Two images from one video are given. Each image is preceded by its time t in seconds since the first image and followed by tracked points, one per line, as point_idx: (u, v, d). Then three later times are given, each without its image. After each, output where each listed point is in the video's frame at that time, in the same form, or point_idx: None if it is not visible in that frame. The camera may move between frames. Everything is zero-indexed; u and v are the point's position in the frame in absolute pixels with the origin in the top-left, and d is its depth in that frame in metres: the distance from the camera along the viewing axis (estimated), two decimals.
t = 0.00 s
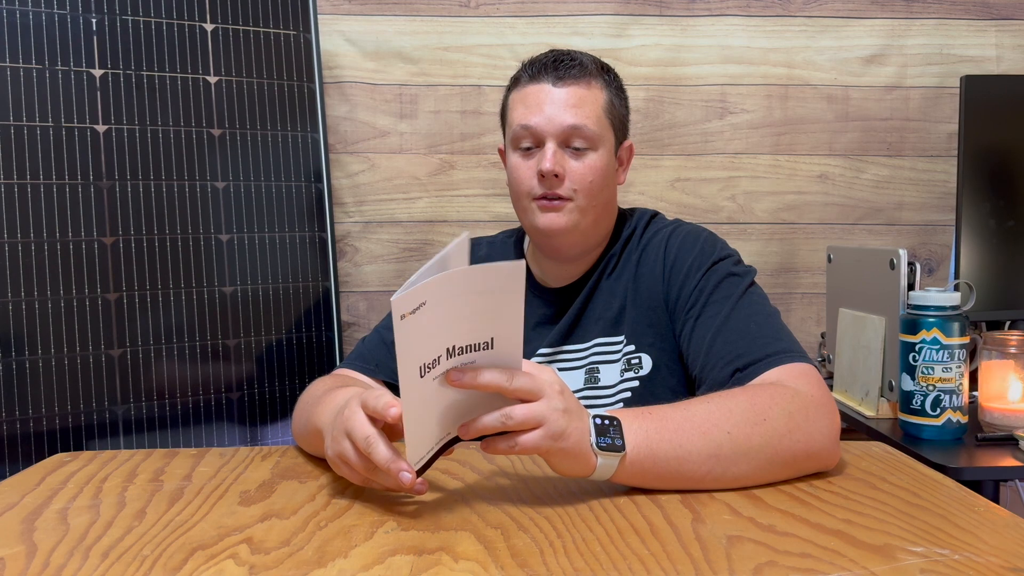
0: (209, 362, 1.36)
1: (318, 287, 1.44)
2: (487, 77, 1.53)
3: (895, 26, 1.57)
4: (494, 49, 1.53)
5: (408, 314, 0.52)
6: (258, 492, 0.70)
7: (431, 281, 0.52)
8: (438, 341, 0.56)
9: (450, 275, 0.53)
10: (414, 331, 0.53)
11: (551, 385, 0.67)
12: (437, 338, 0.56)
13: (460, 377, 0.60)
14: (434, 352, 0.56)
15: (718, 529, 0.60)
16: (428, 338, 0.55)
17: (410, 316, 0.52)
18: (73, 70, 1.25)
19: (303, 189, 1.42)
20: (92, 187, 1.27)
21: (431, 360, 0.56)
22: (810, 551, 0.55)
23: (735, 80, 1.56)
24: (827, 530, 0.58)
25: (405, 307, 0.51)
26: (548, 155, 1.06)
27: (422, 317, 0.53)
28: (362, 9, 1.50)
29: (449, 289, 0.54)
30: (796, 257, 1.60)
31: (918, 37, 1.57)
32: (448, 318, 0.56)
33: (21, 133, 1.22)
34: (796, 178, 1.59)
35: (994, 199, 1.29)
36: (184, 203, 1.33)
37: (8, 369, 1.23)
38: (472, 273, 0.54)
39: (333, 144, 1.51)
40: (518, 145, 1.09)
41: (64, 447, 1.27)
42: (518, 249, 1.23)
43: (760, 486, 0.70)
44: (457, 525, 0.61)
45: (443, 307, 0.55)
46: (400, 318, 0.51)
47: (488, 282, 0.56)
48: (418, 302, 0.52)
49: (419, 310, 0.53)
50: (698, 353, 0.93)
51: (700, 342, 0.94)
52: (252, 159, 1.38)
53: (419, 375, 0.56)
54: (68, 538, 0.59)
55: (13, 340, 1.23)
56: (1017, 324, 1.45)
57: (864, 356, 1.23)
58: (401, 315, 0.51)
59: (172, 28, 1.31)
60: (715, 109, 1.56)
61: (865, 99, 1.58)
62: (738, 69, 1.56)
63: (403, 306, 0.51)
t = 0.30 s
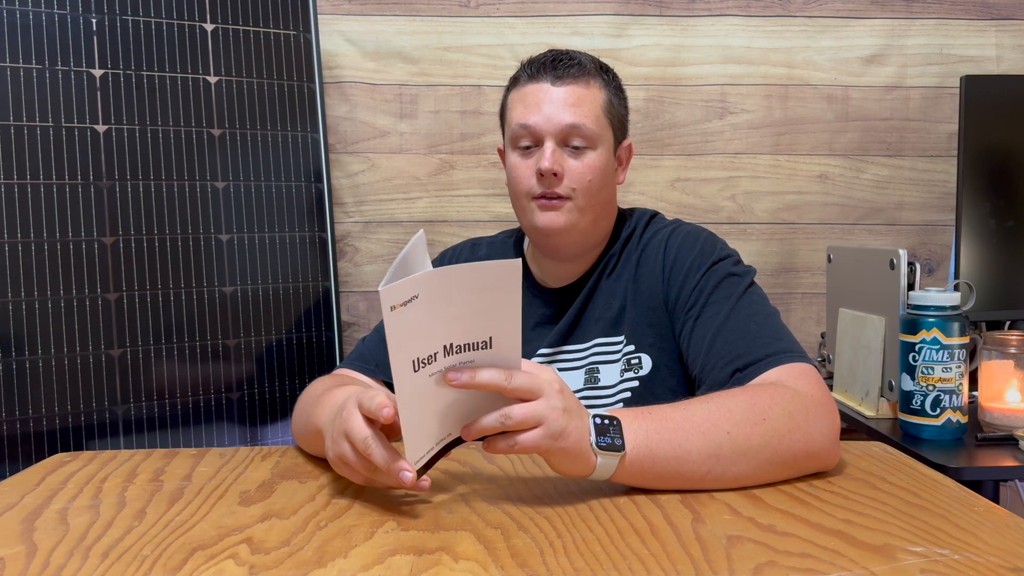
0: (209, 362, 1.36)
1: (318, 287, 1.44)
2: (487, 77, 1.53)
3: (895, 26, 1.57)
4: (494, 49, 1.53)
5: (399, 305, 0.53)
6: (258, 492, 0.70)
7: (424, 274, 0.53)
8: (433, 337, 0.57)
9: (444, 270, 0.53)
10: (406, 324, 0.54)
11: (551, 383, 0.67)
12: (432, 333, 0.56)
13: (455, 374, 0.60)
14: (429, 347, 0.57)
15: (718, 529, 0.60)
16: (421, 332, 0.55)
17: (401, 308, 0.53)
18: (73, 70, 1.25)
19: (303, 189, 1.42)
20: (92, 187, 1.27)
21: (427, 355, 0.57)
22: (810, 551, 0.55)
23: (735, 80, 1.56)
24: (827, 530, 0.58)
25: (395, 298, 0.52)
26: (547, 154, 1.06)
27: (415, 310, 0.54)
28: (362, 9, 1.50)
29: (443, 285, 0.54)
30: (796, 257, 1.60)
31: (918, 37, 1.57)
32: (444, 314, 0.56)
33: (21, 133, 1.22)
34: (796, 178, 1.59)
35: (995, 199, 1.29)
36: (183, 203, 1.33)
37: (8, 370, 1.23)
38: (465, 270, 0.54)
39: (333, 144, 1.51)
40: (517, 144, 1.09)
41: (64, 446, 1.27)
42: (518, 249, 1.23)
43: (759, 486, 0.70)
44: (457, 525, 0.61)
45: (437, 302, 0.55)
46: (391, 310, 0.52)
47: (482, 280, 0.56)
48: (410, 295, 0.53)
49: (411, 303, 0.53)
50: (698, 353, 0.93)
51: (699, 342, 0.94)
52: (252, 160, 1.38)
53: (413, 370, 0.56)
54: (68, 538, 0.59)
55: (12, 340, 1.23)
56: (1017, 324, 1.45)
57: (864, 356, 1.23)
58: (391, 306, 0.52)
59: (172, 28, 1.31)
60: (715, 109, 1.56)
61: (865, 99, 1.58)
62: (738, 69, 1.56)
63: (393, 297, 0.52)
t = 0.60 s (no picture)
0: (209, 362, 1.36)
1: (318, 287, 1.44)
2: (487, 77, 1.53)
3: (895, 26, 1.57)
4: (494, 49, 1.53)
5: (388, 317, 0.53)
6: (258, 492, 0.70)
7: (411, 286, 0.52)
8: (428, 345, 0.56)
9: (431, 283, 0.52)
10: (397, 335, 0.54)
11: (565, 385, 0.67)
12: (426, 343, 0.56)
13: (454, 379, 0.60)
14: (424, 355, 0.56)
15: (718, 529, 0.60)
16: (415, 340, 0.55)
17: (389, 320, 0.53)
18: (73, 70, 1.25)
19: (303, 189, 1.42)
20: (92, 187, 1.27)
21: (421, 361, 0.56)
22: (810, 551, 0.55)
23: (735, 80, 1.56)
24: (827, 530, 0.58)
25: (383, 310, 0.52)
26: (546, 154, 1.06)
27: (405, 320, 0.53)
28: (362, 9, 1.50)
29: (434, 297, 0.53)
30: (796, 257, 1.60)
31: (918, 37, 1.57)
32: (438, 323, 0.55)
33: (21, 133, 1.22)
34: (796, 178, 1.59)
35: (995, 199, 1.29)
36: (183, 202, 1.33)
37: (8, 370, 1.23)
38: (454, 283, 0.52)
39: (333, 144, 1.51)
40: (517, 144, 1.09)
41: (63, 446, 1.27)
42: (518, 250, 1.23)
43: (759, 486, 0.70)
44: (457, 526, 0.61)
45: (430, 313, 0.54)
46: (379, 322, 0.52)
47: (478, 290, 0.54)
48: (400, 306, 0.53)
49: (400, 314, 0.53)
50: (698, 353, 0.93)
51: (699, 342, 0.94)
52: (252, 160, 1.38)
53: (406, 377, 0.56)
54: (68, 538, 0.59)
55: (13, 340, 1.23)
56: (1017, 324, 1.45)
57: (864, 356, 1.23)
58: (378, 319, 0.52)
59: (172, 28, 1.31)
60: (715, 109, 1.56)
61: (865, 99, 1.58)
62: (738, 69, 1.56)
63: (380, 309, 0.52)
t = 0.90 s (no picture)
0: (209, 362, 1.36)
1: (318, 287, 1.44)
2: (487, 77, 1.53)
3: (895, 26, 1.57)
4: (494, 49, 1.53)
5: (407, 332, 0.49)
6: (258, 492, 0.70)
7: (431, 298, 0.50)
8: (439, 351, 0.54)
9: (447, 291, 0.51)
10: (413, 347, 0.51)
11: (574, 387, 0.67)
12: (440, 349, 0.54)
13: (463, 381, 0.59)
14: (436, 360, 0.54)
15: (718, 529, 0.60)
16: (429, 348, 0.53)
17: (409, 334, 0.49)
18: (73, 70, 1.25)
19: (303, 189, 1.42)
20: (92, 187, 1.27)
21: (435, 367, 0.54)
22: (810, 551, 0.55)
23: (735, 80, 1.56)
24: (827, 530, 0.58)
25: (403, 326, 0.48)
26: (544, 152, 1.06)
27: (422, 332, 0.51)
28: (362, 9, 1.50)
29: (451, 304, 0.52)
30: (796, 256, 1.60)
31: (918, 37, 1.57)
32: (451, 328, 0.54)
33: (21, 133, 1.22)
34: (796, 178, 1.59)
35: (995, 199, 1.29)
36: (183, 202, 1.33)
37: (8, 370, 1.23)
38: (469, 289, 0.52)
39: (333, 144, 1.51)
40: (515, 142, 1.09)
41: (64, 446, 1.27)
42: (518, 250, 1.23)
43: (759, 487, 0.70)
44: (457, 526, 0.61)
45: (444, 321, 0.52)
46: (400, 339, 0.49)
47: (488, 292, 0.53)
48: (419, 319, 0.50)
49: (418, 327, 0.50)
50: (698, 353, 0.93)
51: (699, 342, 0.94)
52: (252, 159, 1.38)
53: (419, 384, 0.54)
54: (68, 538, 0.59)
55: (13, 340, 1.23)
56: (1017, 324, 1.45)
57: (864, 356, 1.23)
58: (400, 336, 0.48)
59: (172, 28, 1.31)
60: (715, 109, 1.56)
61: (865, 99, 1.58)
62: (738, 69, 1.56)
63: (401, 325, 0.48)
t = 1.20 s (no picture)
0: (209, 362, 1.36)
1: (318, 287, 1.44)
2: (487, 77, 1.53)
3: (895, 26, 1.57)
4: (494, 49, 1.53)
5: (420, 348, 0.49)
6: (258, 492, 0.70)
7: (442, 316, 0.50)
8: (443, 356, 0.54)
9: (453, 305, 0.51)
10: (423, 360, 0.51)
11: (571, 383, 0.67)
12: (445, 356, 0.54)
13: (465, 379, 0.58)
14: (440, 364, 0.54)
15: (718, 529, 0.60)
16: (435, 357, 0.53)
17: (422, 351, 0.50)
18: (73, 70, 1.25)
19: (303, 189, 1.42)
20: (92, 187, 1.27)
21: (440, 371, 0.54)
22: (810, 551, 0.55)
23: (735, 80, 1.56)
24: (827, 530, 0.58)
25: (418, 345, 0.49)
26: (543, 154, 1.06)
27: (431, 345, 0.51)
28: (362, 9, 1.50)
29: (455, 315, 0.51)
30: (796, 256, 1.60)
31: (918, 37, 1.57)
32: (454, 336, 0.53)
33: (21, 133, 1.22)
34: (796, 178, 1.59)
35: (995, 199, 1.29)
36: (183, 202, 1.33)
37: (8, 369, 1.23)
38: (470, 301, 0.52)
39: (333, 144, 1.51)
40: (513, 144, 1.10)
41: (63, 447, 1.27)
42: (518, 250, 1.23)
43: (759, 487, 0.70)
44: (457, 526, 0.61)
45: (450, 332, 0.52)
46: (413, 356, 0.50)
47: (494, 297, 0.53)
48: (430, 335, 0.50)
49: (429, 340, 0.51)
50: (698, 353, 0.93)
51: (699, 342, 0.94)
52: (252, 159, 1.38)
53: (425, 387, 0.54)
54: (68, 538, 0.59)
55: (13, 340, 1.23)
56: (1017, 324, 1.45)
57: (864, 356, 1.23)
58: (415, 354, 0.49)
59: (172, 28, 1.31)
60: (715, 109, 1.56)
61: (865, 99, 1.58)
62: (737, 69, 1.56)
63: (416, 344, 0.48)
